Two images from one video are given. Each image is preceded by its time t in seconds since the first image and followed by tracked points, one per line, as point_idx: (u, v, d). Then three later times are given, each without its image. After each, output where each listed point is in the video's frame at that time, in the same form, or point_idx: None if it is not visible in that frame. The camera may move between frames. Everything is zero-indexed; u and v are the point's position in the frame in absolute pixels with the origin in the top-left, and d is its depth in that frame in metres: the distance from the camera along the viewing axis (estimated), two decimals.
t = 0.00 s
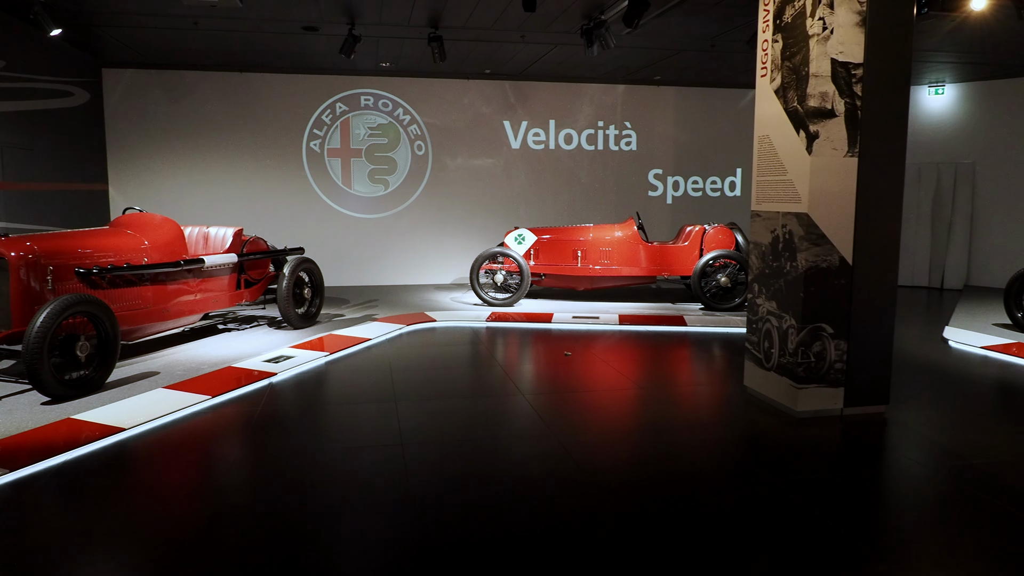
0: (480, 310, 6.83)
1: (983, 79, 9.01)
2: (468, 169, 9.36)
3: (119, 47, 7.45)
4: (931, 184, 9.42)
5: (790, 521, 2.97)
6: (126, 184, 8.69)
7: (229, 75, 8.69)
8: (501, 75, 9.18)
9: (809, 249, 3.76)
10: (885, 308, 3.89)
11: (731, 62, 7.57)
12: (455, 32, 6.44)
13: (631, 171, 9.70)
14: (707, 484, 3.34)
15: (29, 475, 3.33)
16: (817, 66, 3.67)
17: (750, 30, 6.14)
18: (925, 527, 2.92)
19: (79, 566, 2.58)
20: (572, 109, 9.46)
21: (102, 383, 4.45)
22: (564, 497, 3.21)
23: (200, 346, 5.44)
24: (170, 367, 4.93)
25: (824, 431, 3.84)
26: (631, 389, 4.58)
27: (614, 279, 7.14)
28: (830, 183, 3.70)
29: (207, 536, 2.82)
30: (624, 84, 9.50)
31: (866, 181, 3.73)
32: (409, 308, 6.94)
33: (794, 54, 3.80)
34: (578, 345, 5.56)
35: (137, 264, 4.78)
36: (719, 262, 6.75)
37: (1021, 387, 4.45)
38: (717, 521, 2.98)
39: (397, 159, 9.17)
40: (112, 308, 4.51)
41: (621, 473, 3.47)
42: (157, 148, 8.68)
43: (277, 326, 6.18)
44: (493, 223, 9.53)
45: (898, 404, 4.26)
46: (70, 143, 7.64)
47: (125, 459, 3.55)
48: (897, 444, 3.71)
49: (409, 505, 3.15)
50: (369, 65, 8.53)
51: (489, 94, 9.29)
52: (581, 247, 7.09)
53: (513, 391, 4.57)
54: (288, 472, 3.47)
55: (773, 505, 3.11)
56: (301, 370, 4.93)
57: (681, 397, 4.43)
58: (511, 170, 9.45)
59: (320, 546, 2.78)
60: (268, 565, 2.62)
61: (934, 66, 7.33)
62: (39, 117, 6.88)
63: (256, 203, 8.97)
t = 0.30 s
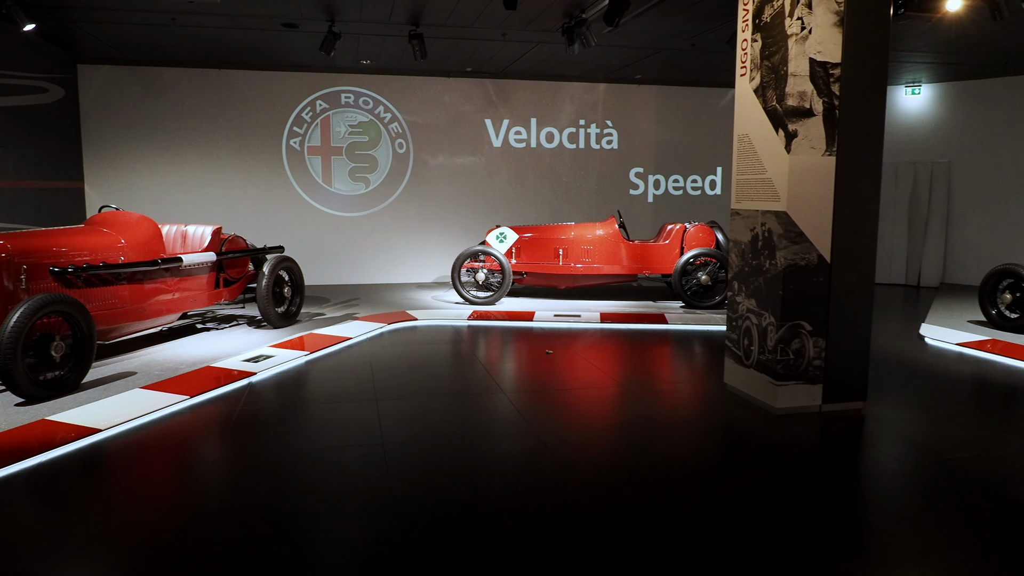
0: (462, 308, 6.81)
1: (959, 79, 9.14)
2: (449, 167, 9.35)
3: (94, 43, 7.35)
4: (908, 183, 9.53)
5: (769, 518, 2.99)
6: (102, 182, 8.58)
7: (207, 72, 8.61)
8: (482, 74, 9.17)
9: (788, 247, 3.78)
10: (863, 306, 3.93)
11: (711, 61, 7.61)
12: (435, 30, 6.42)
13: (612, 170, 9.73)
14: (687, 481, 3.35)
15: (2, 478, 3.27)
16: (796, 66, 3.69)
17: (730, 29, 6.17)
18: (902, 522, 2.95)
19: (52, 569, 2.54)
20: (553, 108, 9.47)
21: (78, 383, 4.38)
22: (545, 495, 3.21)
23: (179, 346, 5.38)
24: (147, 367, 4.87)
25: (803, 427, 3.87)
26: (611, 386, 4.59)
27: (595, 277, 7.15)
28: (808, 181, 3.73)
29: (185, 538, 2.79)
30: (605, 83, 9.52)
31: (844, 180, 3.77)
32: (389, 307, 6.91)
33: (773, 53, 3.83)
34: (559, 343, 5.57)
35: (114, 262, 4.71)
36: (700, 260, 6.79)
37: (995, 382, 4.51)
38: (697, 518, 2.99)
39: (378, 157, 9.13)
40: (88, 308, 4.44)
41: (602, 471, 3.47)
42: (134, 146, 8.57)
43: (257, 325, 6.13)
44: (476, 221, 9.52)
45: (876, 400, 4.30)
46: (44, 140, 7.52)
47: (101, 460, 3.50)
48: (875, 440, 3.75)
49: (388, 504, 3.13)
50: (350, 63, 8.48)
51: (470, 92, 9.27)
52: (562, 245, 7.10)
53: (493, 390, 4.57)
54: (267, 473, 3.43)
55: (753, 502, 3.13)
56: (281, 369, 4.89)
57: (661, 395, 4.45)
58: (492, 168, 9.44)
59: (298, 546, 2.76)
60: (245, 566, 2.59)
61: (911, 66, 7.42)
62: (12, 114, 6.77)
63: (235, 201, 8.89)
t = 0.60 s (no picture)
0: (441, 307, 6.79)
1: (933, 79, 9.26)
2: (430, 165, 9.32)
3: (67, 38, 7.23)
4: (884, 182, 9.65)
5: (747, 514, 3.02)
6: (75, 179, 8.44)
7: (183, 68, 8.50)
8: (462, 72, 9.14)
9: (766, 245, 3.81)
10: (839, 304, 3.97)
11: (691, 60, 7.66)
12: (414, 27, 6.39)
13: (592, 168, 9.76)
14: (666, 478, 3.37)
15: None
16: (773, 65, 3.72)
17: (708, 28, 6.20)
18: (877, 517, 2.99)
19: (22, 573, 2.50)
20: (533, 106, 9.47)
21: (50, 384, 4.31)
22: (524, 494, 3.21)
23: (155, 346, 5.31)
24: (122, 367, 4.80)
25: (781, 424, 3.90)
26: (590, 384, 4.61)
27: (575, 275, 7.16)
28: (785, 180, 3.76)
29: (160, 539, 2.76)
30: (585, 81, 9.54)
31: (821, 178, 3.80)
32: (369, 305, 6.88)
33: (750, 52, 3.85)
34: (539, 342, 5.57)
35: (87, 261, 4.64)
36: (679, 258, 6.82)
37: (967, 378, 4.59)
38: (676, 514, 3.01)
39: (357, 155, 9.08)
40: (61, 307, 4.37)
41: (581, 468, 3.48)
42: (108, 143, 8.45)
43: (235, 324, 6.08)
44: (456, 219, 9.50)
45: (852, 396, 4.35)
46: (15, 136, 7.39)
47: (74, 462, 3.44)
48: (852, 436, 3.79)
49: (367, 503, 3.11)
50: (328, 60, 8.42)
51: (450, 90, 9.24)
52: (542, 243, 7.10)
53: (472, 388, 4.56)
54: (245, 473, 3.40)
55: (731, 498, 3.15)
56: (259, 369, 4.85)
57: (640, 392, 4.47)
58: (472, 166, 9.42)
59: (276, 547, 2.73)
60: (221, 568, 2.57)
61: (887, 66, 7.50)
62: None
63: (213, 199, 8.80)
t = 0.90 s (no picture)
0: (419, 305, 6.77)
1: (906, 80, 9.39)
2: (408, 163, 9.28)
3: (35, 33, 7.11)
4: (858, 181, 9.78)
5: (722, 510, 3.04)
6: (45, 176, 8.30)
7: (156, 64, 8.39)
8: (439, 69, 9.11)
9: (741, 243, 3.83)
10: (814, 301, 4.02)
11: (667, 59, 7.70)
12: (390, 24, 6.36)
13: (570, 167, 9.78)
14: (642, 475, 3.39)
15: None
16: (749, 64, 3.74)
17: (685, 27, 6.24)
18: (850, 512, 3.03)
19: None
20: (511, 104, 9.45)
21: (19, 385, 4.21)
22: (501, 492, 3.21)
23: (127, 346, 5.23)
24: (94, 368, 4.72)
25: (756, 420, 3.94)
26: (567, 382, 4.61)
27: (553, 273, 7.17)
28: (760, 179, 3.79)
29: (131, 541, 2.72)
30: (563, 80, 9.55)
31: (795, 177, 3.84)
32: (346, 304, 6.83)
33: (726, 51, 3.88)
34: (516, 339, 5.57)
35: (58, 259, 4.56)
36: (656, 257, 6.86)
37: (938, 374, 4.66)
38: (652, 511, 3.03)
39: (334, 153, 9.02)
40: (31, 307, 4.28)
41: (558, 467, 3.49)
42: (78, 140, 8.32)
43: (209, 323, 6.01)
44: (435, 218, 9.47)
45: (825, 392, 4.41)
46: None
47: (44, 463, 3.38)
48: (825, 432, 3.83)
49: (343, 503, 3.10)
50: (304, 57, 8.35)
51: (427, 88, 9.21)
52: (520, 242, 7.10)
53: (448, 386, 4.55)
54: (219, 473, 3.37)
55: (707, 495, 3.18)
56: (234, 368, 4.80)
57: (617, 389, 4.49)
58: (450, 165, 9.40)
59: (249, 547, 2.71)
60: (193, 569, 2.53)
61: (860, 66, 7.61)
62: None
63: (187, 197, 8.69)
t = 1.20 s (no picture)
0: (393, 304, 6.73)
1: (874, 81, 9.55)
2: (381, 161, 9.23)
3: None
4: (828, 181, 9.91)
5: (694, 507, 3.06)
6: (8, 174, 8.13)
7: (124, 60, 8.26)
8: (412, 67, 9.06)
9: (712, 242, 3.87)
10: (783, 299, 4.07)
11: (640, 58, 7.74)
12: (363, 21, 6.32)
13: (544, 166, 9.79)
14: (614, 473, 3.41)
15: None
16: (719, 64, 3.77)
17: (657, 27, 6.28)
18: (819, 508, 3.06)
19: None
20: (485, 102, 9.44)
21: None
22: (473, 491, 3.20)
23: (94, 346, 5.14)
24: (59, 369, 4.63)
25: (727, 417, 3.97)
26: (540, 380, 4.62)
27: (527, 271, 7.18)
28: (731, 178, 3.82)
29: (95, 544, 2.67)
30: (536, 79, 9.56)
31: (765, 176, 3.88)
32: (318, 303, 6.78)
33: (697, 52, 3.91)
34: (490, 338, 5.56)
35: (21, 258, 4.45)
36: (629, 255, 6.89)
37: (904, 370, 4.74)
38: (624, 510, 3.04)
39: (306, 150, 8.94)
40: None
41: (531, 465, 3.49)
42: (43, 136, 8.16)
43: (179, 322, 5.92)
44: (409, 216, 9.44)
45: (795, 389, 4.46)
46: None
47: (6, 466, 3.31)
48: (795, 428, 3.88)
49: (313, 503, 3.07)
50: (275, 53, 8.26)
51: (401, 86, 9.16)
52: (494, 240, 7.09)
53: (419, 385, 4.53)
54: (187, 474, 3.32)
55: (678, 492, 3.20)
56: (204, 368, 4.73)
57: (590, 387, 4.50)
58: (423, 163, 9.37)
59: (217, 549, 2.68)
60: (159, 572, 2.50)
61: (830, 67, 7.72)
62: None
63: (156, 195, 8.57)
